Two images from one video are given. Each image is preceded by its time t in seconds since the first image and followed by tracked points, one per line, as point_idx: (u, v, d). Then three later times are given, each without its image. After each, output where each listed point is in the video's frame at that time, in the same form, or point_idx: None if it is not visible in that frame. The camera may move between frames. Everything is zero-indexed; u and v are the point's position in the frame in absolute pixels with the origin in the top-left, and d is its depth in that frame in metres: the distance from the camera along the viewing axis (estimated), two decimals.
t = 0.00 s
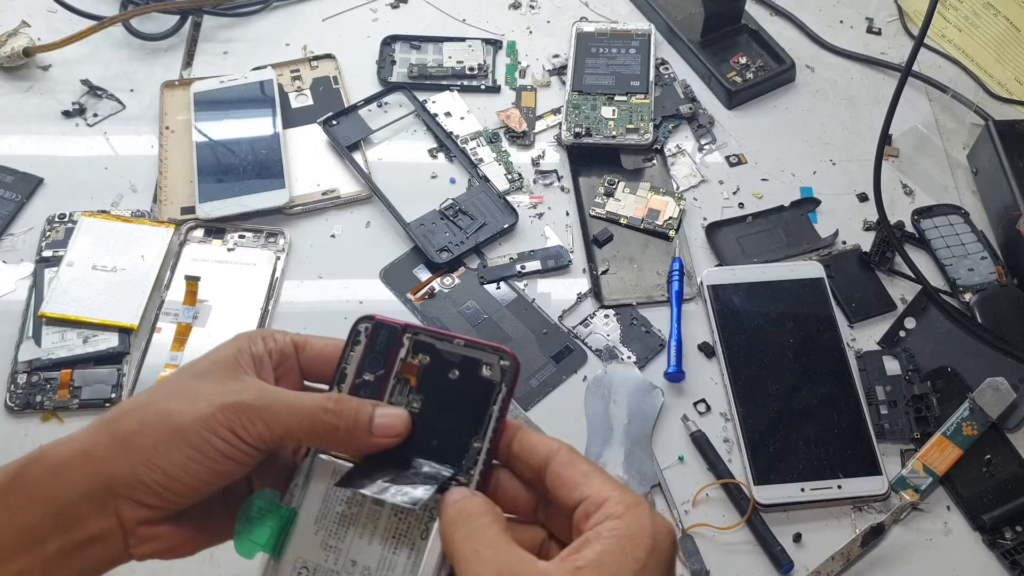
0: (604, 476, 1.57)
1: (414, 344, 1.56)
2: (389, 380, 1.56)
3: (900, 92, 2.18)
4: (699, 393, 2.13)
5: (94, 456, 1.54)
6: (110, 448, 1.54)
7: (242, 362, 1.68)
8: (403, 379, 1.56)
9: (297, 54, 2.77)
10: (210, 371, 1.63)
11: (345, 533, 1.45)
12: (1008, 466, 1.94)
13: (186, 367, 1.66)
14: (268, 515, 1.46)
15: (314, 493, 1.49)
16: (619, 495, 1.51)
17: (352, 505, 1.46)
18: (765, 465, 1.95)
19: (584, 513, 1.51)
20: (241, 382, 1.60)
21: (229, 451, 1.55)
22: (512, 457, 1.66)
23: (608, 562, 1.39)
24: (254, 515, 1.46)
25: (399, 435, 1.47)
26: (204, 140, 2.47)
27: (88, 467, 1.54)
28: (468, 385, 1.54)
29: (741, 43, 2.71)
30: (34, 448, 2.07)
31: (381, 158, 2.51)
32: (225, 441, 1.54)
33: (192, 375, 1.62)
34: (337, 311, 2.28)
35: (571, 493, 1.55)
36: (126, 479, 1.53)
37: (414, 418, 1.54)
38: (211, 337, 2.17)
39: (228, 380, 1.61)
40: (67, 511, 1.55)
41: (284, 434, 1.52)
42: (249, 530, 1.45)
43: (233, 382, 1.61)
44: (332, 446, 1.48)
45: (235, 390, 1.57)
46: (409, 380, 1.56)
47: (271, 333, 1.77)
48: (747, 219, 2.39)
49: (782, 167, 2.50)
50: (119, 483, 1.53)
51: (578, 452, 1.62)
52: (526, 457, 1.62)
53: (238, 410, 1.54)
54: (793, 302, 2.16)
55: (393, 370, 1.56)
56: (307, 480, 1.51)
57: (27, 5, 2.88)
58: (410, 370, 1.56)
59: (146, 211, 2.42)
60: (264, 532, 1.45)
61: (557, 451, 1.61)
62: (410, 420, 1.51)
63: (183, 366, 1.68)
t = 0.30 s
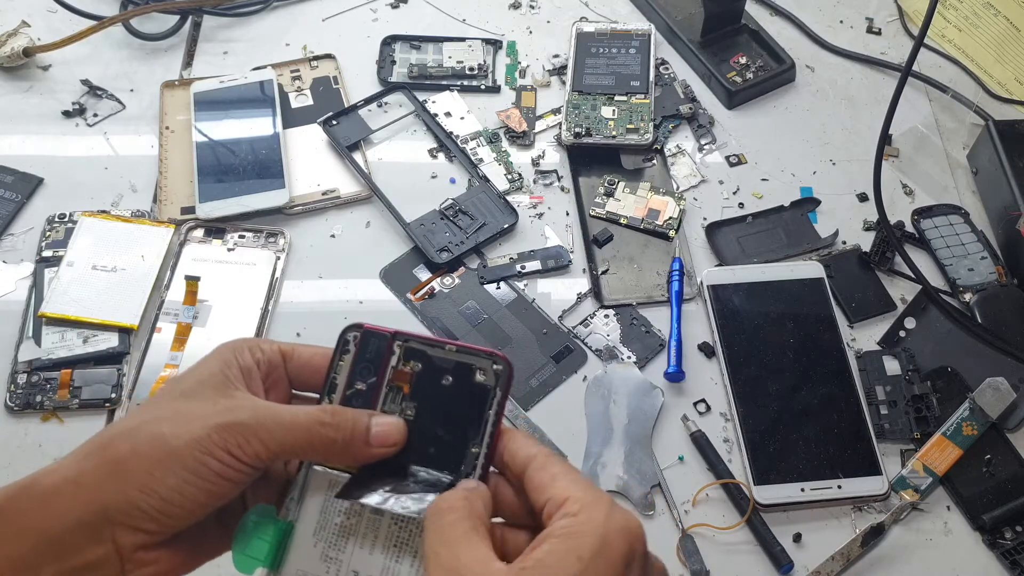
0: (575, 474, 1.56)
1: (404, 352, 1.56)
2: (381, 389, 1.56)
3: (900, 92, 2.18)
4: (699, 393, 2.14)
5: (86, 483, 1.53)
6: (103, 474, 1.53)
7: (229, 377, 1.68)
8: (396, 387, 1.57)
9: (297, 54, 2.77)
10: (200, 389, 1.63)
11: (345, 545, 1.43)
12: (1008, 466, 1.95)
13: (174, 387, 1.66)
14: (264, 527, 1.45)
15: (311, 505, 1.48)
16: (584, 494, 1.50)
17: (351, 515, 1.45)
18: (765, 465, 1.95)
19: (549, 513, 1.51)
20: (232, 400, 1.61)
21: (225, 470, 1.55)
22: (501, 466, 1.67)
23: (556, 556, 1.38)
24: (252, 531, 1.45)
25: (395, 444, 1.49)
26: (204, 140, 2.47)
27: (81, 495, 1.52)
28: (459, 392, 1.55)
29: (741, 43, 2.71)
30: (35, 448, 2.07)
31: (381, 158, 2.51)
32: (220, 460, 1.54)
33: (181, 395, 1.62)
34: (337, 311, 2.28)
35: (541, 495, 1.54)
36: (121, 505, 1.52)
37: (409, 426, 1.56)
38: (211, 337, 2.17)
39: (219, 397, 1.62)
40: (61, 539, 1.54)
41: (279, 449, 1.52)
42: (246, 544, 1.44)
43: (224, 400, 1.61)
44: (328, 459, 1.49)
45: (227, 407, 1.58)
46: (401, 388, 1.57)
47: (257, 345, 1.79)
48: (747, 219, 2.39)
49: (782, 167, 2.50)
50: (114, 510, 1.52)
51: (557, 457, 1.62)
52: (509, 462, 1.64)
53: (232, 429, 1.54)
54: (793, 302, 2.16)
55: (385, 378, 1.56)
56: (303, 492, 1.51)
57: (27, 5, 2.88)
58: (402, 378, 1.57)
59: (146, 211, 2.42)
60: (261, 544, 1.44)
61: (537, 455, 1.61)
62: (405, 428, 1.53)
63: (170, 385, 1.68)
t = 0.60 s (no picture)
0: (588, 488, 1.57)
1: (401, 369, 1.60)
2: (378, 408, 1.57)
3: (900, 92, 2.18)
4: (699, 393, 2.14)
5: (82, 504, 1.51)
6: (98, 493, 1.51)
7: (229, 399, 1.69)
8: (393, 404, 1.58)
9: (297, 54, 2.77)
10: (200, 408, 1.65)
11: (338, 556, 1.42)
12: (1008, 466, 1.95)
13: (177, 408, 1.68)
14: (262, 545, 1.46)
15: (305, 520, 1.48)
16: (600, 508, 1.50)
17: (344, 527, 1.45)
18: (765, 465, 1.95)
19: (564, 528, 1.51)
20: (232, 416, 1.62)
21: (224, 483, 1.56)
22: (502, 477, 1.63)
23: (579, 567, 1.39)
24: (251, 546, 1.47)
25: (391, 454, 1.49)
26: (204, 140, 2.47)
27: (75, 516, 1.49)
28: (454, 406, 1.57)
29: (741, 43, 2.71)
30: (35, 448, 2.07)
31: (381, 158, 2.51)
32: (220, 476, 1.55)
33: (182, 415, 1.64)
34: (337, 311, 2.28)
35: (553, 509, 1.54)
36: (119, 523, 1.50)
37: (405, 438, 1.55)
38: (211, 336, 2.17)
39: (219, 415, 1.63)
40: (54, 564, 1.48)
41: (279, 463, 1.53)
42: (242, 560, 1.46)
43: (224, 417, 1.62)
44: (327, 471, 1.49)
45: (227, 423, 1.59)
46: (397, 404, 1.58)
47: (257, 372, 1.80)
48: (747, 219, 2.39)
49: (782, 167, 2.50)
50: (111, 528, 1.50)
51: (565, 472, 1.61)
52: (512, 475, 1.60)
53: (229, 441, 1.56)
54: (793, 301, 2.16)
55: (382, 394, 1.59)
56: (298, 505, 1.51)
57: (27, 5, 2.88)
58: (399, 395, 1.59)
59: (146, 211, 2.42)
60: (257, 562, 1.45)
61: (545, 471, 1.59)
62: (402, 441, 1.53)
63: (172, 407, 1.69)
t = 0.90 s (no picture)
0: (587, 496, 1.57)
1: (405, 397, 1.63)
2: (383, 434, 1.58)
3: (900, 92, 2.18)
4: (699, 393, 2.14)
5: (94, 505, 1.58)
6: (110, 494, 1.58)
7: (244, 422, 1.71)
8: (397, 427, 1.59)
9: (297, 54, 2.77)
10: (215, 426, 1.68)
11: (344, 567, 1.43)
12: (1009, 466, 1.94)
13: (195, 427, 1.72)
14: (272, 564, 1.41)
15: (312, 536, 1.49)
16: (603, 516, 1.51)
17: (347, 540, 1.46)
18: (765, 464, 1.95)
19: (565, 536, 1.51)
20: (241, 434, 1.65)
21: (226, 493, 1.59)
22: (500, 486, 1.64)
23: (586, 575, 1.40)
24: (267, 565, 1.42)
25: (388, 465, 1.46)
26: (204, 140, 2.47)
27: (87, 516, 1.57)
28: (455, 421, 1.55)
29: (741, 43, 2.71)
30: (35, 448, 2.07)
31: (381, 158, 2.51)
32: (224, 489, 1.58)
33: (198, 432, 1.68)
34: (337, 311, 2.28)
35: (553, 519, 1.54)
36: (126, 524, 1.57)
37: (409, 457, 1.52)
38: (211, 336, 2.17)
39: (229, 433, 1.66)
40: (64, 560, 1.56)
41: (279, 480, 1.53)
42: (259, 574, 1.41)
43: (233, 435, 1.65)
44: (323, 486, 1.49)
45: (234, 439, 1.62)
46: (401, 427, 1.58)
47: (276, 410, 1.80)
48: (747, 219, 2.39)
49: (782, 167, 2.50)
50: (119, 528, 1.56)
51: (562, 482, 1.61)
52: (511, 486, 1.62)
53: (232, 448, 1.59)
54: (793, 301, 2.16)
55: (387, 422, 1.61)
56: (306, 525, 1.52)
57: (27, 5, 2.89)
58: (404, 418, 1.59)
59: (146, 211, 2.42)
60: None
61: (543, 481, 1.60)
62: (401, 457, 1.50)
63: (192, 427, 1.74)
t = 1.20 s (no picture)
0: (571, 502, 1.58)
1: (374, 386, 1.59)
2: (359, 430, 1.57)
3: (900, 92, 2.18)
4: (699, 393, 2.14)
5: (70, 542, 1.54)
6: (82, 532, 1.54)
7: (210, 436, 1.68)
8: (372, 422, 1.57)
9: (297, 54, 2.77)
10: (182, 446, 1.65)
11: None
12: (1009, 466, 1.94)
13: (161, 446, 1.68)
14: None
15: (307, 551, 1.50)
16: (583, 523, 1.51)
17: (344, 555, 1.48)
18: (765, 464, 1.95)
19: (547, 545, 1.51)
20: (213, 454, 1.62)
21: (205, 517, 1.58)
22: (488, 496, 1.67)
23: None
24: None
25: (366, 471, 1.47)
26: (204, 140, 2.47)
27: (58, 557, 1.52)
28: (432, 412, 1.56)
29: (741, 43, 2.71)
30: (35, 448, 2.07)
31: (381, 158, 2.51)
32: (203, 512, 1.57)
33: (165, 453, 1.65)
34: (337, 311, 2.28)
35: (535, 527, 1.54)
36: (105, 560, 1.54)
37: (388, 455, 1.55)
38: (211, 336, 2.17)
39: (199, 452, 1.63)
40: None
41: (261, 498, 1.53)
42: None
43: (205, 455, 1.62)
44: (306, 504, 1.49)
45: (207, 461, 1.60)
46: (377, 421, 1.57)
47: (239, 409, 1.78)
48: (747, 219, 2.39)
49: (782, 167, 2.50)
50: (94, 565, 1.53)
51: (546, 487, 1.62)
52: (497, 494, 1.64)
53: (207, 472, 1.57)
54: (793, 301, 2.16)
55: (360, 416, 1.57)
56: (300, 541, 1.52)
57: (27, 5, 2.88)
58: (377, 412, 1.57)
59: (146, 211, 2.42)
60: None
61: (526, 487, 1.61)
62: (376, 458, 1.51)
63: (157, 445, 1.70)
